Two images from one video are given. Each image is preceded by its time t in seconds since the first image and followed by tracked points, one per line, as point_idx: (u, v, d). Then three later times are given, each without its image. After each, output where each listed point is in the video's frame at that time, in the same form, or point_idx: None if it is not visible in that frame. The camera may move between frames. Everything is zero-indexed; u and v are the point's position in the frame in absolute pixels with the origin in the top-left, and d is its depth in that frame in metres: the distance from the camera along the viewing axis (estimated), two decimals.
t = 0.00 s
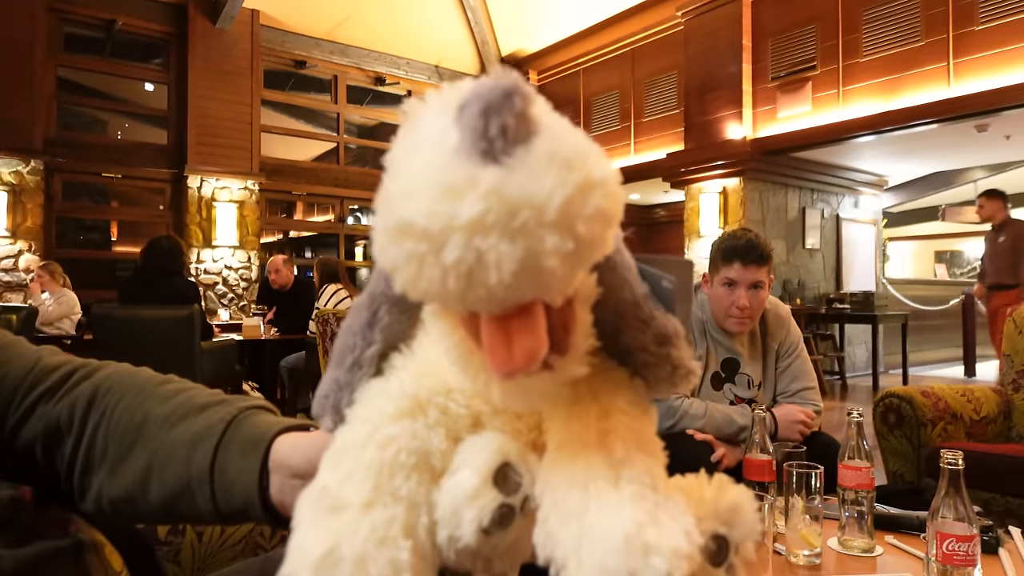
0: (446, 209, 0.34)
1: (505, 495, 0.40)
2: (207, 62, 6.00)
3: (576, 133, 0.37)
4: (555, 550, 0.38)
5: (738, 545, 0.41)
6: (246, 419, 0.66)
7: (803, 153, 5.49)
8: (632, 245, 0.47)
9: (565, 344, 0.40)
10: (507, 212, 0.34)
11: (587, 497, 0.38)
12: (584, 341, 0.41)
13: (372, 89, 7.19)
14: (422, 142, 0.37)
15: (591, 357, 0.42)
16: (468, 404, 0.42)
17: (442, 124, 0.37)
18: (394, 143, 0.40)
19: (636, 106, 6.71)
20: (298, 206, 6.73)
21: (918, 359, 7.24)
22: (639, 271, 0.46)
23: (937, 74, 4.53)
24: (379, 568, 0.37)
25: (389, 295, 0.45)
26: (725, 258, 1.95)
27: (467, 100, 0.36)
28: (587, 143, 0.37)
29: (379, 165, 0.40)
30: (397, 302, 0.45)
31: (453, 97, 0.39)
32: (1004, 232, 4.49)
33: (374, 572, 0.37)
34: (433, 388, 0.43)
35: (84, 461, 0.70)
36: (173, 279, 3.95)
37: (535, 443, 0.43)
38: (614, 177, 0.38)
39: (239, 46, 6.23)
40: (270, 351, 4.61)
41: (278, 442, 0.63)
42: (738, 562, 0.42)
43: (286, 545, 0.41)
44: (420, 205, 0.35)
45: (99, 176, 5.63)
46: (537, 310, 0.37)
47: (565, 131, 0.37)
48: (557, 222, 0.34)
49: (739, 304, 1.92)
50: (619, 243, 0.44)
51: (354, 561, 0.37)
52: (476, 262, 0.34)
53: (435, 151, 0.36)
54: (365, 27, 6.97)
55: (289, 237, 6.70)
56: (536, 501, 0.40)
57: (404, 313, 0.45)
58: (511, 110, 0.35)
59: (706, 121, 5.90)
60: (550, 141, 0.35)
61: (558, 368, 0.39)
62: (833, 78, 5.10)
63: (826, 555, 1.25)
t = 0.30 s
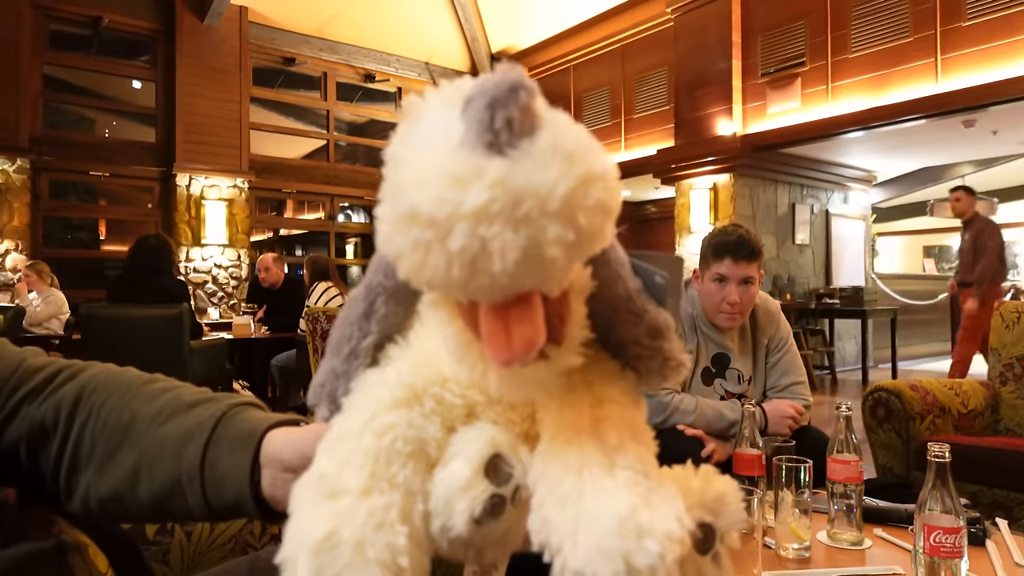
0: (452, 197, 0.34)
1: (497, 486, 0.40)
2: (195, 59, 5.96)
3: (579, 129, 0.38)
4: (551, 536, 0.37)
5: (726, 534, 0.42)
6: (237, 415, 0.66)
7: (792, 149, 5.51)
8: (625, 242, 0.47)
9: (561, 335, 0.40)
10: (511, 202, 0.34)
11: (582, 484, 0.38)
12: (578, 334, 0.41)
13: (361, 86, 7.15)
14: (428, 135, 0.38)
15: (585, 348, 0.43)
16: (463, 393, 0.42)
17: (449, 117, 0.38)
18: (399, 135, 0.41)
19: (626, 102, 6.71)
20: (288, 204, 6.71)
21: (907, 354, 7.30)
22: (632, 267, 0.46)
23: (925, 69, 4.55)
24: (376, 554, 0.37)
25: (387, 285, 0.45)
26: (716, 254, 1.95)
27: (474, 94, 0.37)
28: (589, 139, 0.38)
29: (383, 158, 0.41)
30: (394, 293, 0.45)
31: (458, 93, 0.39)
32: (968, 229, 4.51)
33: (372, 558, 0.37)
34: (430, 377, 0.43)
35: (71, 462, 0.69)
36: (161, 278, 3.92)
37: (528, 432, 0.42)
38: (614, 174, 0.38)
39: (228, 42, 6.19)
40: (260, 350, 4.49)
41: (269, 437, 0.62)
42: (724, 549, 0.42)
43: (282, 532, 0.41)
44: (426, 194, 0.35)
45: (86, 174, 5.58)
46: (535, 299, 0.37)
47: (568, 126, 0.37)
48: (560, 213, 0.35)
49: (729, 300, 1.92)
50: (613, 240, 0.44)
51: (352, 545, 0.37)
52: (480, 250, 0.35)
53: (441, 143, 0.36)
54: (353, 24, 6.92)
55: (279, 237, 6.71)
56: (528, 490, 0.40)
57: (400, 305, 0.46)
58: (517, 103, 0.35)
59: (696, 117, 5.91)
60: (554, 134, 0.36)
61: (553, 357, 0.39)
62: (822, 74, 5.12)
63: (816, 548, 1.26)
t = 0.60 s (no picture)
0: (447, 200, 0.34)
1: (493, 486, 0.40)
2: (191, 55, 5.94)
3: (576, 132, 0.37)
4: (546, 536, 0.37)
5: (721, 532, 0.42)
6: (234, 412, 0.66)
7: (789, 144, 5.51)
8: (621, 239, 0.46)
9: (557, 336, 0.40)
10: (507, 206, 0.34)
11: (579, 487, 0.37)
12: (573, 335, 0.41)
13: (358, 82, 7.14)
14: (423, 135, 0.37)
15: (580, 349, 0.42)
16: (460, 393, 0.42)
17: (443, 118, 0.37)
18: (395, 132, 0.40)
19: (624, 98, 6.71)
20: (286, 201, 6.69)
21: (905, 348, 7.31)
22: (629, 266, 0.46)
23: (922, 63, 4.55)
24: (374, 555, 0.37)
25: (383, 285, 0.45)
26: (716, 250, 1.95)
27: (469, 93, 0.36)
28: (585, 142, 0.37)
29: (379, 155, 0.41)
30: (391, 292, 0.45)
31: (454, 89, 0.39)
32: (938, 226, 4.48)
33: (369, 559, 0.37)
34: (426, 376, 0.42)
35: (67, 460, 0.69)
36: (159, 276, 3.91)
37: (525, 431, 0.42)
38: (610, 177, 0.38)
39: (224, 39, 6.17)
40: (258, 346, 4.53)
41: (267, 433, 0.62)
42: (721, 546, 0.42)
43: (280, 532, 0.41)
44: (421, 198, 0.35)
45: (82, 172, 5.57)
46: (530, 301, 0.37)
47: (564, 127, 0.37)
48: (555, 217, 0.35)
49: (729, 296, 1.92)
50: (609, 239, 0.43)
51: (349, 547, 0.37)
52: (476, 254, 0.34)
53: (437, 145, 0.36)
54: (349, 20, 6.92)
55: (277, 233, 6.69)
56: (524, 489, 0.40)
57: (397, 303, 0.45)
58: (511, 106, 0.35)
59: (693, 112, 5.91)
60: (550, 138, 0.35)
61: (548, 358, 0.39)
62: (820, 68, 5.12)
63: (814, 542, 1.26)
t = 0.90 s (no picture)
0: (438, 225, 0.34)
1: (494, 490, 0.40)
2: (187, 55, 5.93)
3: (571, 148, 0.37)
4: (544, 546, 0.38)
5: (718, 534, 0.42)
6: (233, 411, 0.65)
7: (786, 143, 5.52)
8: (614, 244, 0.45)
9: (551, 348, 0.39)
10: (498, 230, 0.34)
11: (575, 498, 0.38)
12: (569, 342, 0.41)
13: (356, 81, 7.14)
14: (415, 151, 0.37)
15: (575, 359, 0.42)
16: (457, 402, 0.41)
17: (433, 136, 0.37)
18: (388, 142, 0.40)
19: (621, 97, 6.71)
20: (283, 200, 6.69)
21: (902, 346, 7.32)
22: (623, 272, 0.44)
23: (919, 62, 4.55)
24: (375, 567, 0.37)
25: (380, 296, 0.44)
26: (717, 249, 1.95)
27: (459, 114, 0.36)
28: (576, 159, 0.37)
29: (372, 166, 0.40)
30: (388, 302, 0.44)
31: (444, 100, 0.38)
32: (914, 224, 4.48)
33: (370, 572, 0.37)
34: (424, 387, 0.42)
35: (65, 461, 0.69)
36: (155, 275, 3.91)
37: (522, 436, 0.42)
38: (601, 194, 0.37)
39: (220, 38, 6.16)
40: (256, 345, 4.53)
41: (267, 433, 0.62)
42: (715, 547, 0.43)
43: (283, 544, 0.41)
44: (412, 221, 0.35)
45: (79, 171, 5.56)
46: (525, 317, 0.37)
47: (554, 146, 0.36)
48: (547, 240, 0.34)
49: (728, 296, 1.92)
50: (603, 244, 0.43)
51: (351, 561, 0.37)
52: (468, 278, 0.34)
53: (428, 165, 0.36)
54: (347, 19, 6.91)
55: (274, 232, 6.61)
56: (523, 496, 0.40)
57: (394, 313, 0.44)
58: (503, 127, 0.35)
59: (690, 111, 5.91)
60: (541, 158, 0.35)
61: (543, 370, 0.39)
62: (817, 67, 5.12)
63: (811, 540, 1.26)
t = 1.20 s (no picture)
0: (517, 150, 0.37)
1: (493, 452, 0.40)
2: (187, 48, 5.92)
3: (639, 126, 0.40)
4: (551, 505, 0.36)
5: (708, 554, 0.40)
6: (232, 407, 0.65)
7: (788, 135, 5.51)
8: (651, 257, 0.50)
9: (582, 320, 0.42)
10: (569, 169, 0.36)
11: (591, 461, 0.37)
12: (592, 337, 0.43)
13: (356, 75, 7.13)
14: (505, 97, 0.41)
15: (603, 337, 0.44)
16: (478, 368, 0.42)
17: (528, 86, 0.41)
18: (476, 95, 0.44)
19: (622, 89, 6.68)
20: (284, 193, 6.68)
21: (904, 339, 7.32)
22: (658, 280, 0.49)
23: (921, 54, 4.53)
24: (373, 494, 0.36)
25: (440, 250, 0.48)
26: (720, 242, 1.93)
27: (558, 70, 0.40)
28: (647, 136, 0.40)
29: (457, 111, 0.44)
30: (441, 259, 0.48)
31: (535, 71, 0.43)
32: (882, 219, 4.50)
33: (368, 495, 0.36)
34: (444, 345, 0.43)
35: (63, 455, 0.68)
36: (156, 269, 3.92)
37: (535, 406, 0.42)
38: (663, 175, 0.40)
39: (220, 31, 6.13)
40: (257, 339, 4.46)
41: (266, 429, 0.62)
42: None
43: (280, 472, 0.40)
44: (494, 146, 0.38)
45: (79, 165, 5.55)
46: (567, 272, 0.39)
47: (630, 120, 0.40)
48: (608, 189, 0.37)
49: (732, 288, 1.91)
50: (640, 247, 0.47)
51: (352, 481, 0.36)
52: (531, 206, 0.37)
53: (515, 107, 0.39)
54: (346, 12, 6.89)
55: (275, 226, 6.66)
56: (524, 466, 0.40)
57: (441, 271, 0.47)
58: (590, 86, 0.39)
59: (692, 103, 5.89)
60: (618, 121, 0.38)
61: (571, 338, 0.41)
62: (819, 58, 5.09)
63: (812, 532, 1.26)
